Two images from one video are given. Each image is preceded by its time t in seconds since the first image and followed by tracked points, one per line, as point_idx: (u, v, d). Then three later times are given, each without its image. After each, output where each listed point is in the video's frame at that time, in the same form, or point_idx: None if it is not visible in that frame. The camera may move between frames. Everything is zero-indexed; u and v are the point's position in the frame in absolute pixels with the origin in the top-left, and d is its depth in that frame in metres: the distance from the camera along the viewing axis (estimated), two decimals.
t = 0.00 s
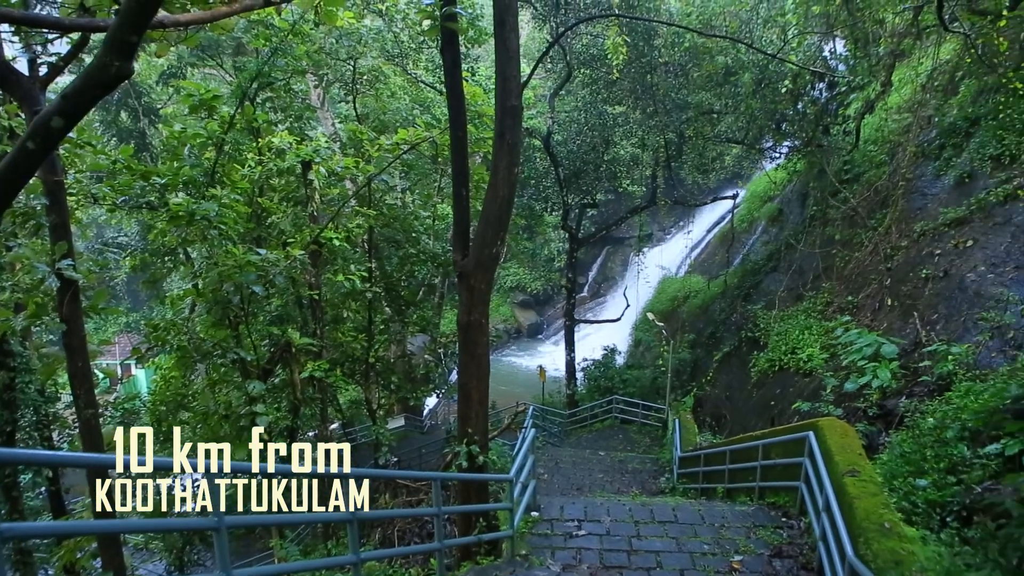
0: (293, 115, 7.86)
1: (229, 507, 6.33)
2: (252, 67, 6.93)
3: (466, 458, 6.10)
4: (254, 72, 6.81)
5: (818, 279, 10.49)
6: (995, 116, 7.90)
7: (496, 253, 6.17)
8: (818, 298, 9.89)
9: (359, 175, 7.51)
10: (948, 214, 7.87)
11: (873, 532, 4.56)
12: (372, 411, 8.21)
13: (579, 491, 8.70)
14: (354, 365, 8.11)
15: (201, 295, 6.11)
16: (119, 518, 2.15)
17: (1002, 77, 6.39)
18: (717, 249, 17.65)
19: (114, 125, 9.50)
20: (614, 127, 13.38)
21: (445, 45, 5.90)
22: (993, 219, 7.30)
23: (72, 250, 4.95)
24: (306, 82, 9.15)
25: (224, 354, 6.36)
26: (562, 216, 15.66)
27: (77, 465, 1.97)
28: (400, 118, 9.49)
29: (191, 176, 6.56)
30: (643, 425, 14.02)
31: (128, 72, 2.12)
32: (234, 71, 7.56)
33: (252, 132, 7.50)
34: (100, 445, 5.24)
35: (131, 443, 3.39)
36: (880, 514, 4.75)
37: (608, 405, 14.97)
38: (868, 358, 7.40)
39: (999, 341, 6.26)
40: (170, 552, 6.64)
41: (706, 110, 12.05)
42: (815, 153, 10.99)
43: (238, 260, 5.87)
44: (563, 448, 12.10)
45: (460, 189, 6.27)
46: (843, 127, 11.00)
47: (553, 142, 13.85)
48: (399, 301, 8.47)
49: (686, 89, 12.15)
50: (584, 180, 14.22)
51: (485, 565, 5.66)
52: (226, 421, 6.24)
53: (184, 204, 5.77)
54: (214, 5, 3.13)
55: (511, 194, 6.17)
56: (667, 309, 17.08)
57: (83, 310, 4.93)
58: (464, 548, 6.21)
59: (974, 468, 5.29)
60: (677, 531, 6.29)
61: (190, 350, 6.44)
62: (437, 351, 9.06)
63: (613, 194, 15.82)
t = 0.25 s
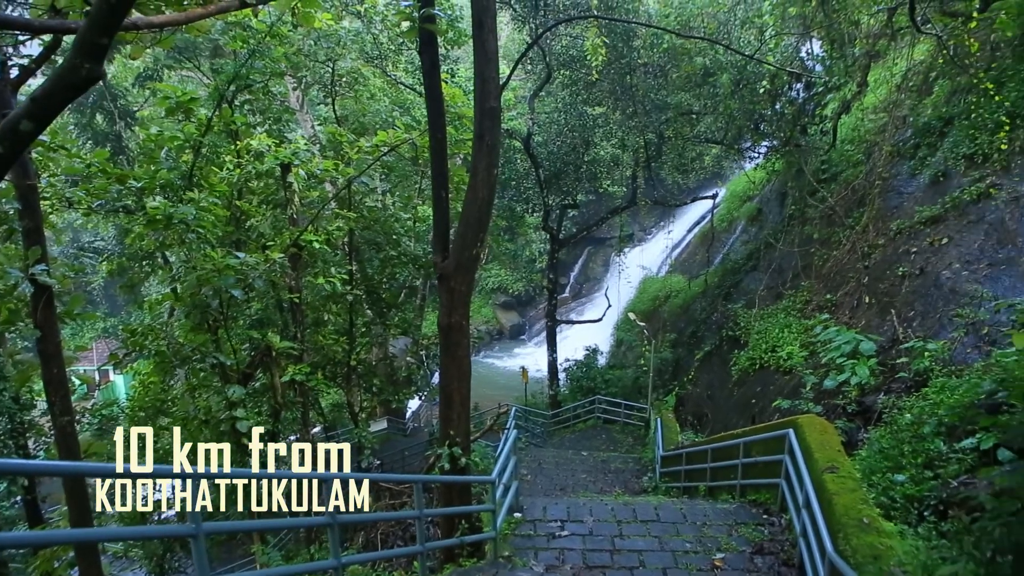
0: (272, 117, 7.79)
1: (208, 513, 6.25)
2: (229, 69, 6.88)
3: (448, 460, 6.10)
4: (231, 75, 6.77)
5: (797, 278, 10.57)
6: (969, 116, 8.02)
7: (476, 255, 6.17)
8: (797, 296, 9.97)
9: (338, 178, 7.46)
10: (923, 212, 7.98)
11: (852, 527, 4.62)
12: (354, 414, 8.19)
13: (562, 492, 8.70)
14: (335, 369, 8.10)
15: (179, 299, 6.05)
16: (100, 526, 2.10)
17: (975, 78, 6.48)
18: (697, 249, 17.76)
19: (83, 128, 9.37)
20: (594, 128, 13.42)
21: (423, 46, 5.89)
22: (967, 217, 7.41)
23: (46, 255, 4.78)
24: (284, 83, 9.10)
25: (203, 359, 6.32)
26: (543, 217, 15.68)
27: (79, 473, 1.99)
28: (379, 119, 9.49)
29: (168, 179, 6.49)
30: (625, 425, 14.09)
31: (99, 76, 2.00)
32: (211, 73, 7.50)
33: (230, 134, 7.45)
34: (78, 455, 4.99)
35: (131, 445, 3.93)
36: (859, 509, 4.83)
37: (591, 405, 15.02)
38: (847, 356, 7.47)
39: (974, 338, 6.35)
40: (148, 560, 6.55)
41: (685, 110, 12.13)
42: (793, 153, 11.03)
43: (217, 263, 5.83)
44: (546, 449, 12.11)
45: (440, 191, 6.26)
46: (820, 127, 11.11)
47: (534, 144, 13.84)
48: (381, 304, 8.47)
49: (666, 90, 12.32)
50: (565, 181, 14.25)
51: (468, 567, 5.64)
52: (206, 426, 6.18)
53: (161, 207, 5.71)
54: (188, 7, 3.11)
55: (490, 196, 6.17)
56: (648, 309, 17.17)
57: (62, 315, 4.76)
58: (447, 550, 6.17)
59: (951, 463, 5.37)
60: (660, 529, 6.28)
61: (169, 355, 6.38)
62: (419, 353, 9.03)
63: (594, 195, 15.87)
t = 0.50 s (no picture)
0: (249, 120, 7.72)
1: (184, 522, 6.16)
2: (205, 73, 6.86)
3: (428, 464, 6.07)
4: (207, 78, 6.72)
5: (774, 280, 10.65)
6: (941, 119, 8.14)
7: (455, 258, 6.16)
8: (775, 297, 10.05)
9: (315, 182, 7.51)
10: (897, 214, 8.08)
11: (830, 527, 4.67)
12: (333, 420, 8.14)
13: (542, 495, 8.69)
14: (314, 374, 8.05)
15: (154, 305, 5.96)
16: (70, 537, 2.06)
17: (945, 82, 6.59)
18: (676, 251, 17.87)
19: (52, 131, 9.24)
20: (573, 131, 13.47)
21: (400, 49, 5.85)
22: (940, 218, 7.51)
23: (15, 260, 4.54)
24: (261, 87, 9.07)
25: (179, 365, 6.26)
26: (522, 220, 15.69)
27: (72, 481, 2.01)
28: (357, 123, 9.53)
29: (143, 184, 6.43)
30: (606, 427, 14.14)
31: (66, 79, 2.03)
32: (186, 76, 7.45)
33: (206, 137, 7.38)
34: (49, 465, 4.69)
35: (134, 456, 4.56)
36: (836, 509, 4.87)
37: (571, 408, 15.05)
38: (823, 356, 7.53)
39: (946, 337, 6.43)
40: (122, 570, 6.43)
41: (663, 113, 12.20)
42: (769, 155, 11.15)
43: (193, 268, 5.78)
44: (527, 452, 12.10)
45: (418, 194, 6.25)
46: (796, 130, 11.21)
47: (513, 147, 13.87)
48: (360, 308, 8.45)
49: (644, 93, 12.38)
50: (544, 184, 14.29)
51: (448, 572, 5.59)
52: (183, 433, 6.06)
53: (136, 212, 5.64)
54: (158, 10, 3.09)
55: (468, 200, 6.16)
56: (628, 311, 17.25)
57: (34, 322, 4.43)
58: (427, 556, 6.11)
59: (925, 461, 5.44)
60: (639, 531, 6.27)
61: (145, 362, 6.30)
62: (399, 357, 8.99)
63: (573, 198, 15.91)
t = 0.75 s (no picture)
0: (226, 122, 7.66)
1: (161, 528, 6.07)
2: (180, 74, 6.82)
3: (408, 467, 6.06)
4: (182, 79, 6.66)
5: (753, 279, 10.73)
6: (915, 120, 8.26)
7: (433, 260, 6.15)
8: (754, 297, 10.13)
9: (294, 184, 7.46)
10: (873, 213, 8.18)
11: (808, 524, 4.72)
12: (313, 423, 8.09)
13: (524, 496, 8.69)
14: (294, 377, 8.00)
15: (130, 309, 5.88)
16: (44, 547, 2.04)
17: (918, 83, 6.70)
18: (656, 251, 17.96)
19: (21, 132, 9.09)
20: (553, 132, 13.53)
21: (378, 50, 5.84)
22: (915, 218, 7.62)
23: None
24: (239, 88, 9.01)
25: (156, 369, 6.19)
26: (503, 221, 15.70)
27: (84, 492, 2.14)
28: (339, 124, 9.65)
29: (118, 186, 6.35)
30: (587, 428, 14.18)
31: (32, 79, 1.98)
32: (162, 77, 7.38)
33: (183, 139, 7.30)
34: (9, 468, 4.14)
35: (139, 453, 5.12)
36: (814, 506, 4.93)
37: (553, 409, 15.09)
38: (801, 355, 7.60)
39: (921, 335, 6.51)
40: None
41: (642, 114, 12.27)
42: (747, 156, 11.24)
43: (169, 272, 5.73)
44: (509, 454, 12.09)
45: (396, 196, 6.24)
46: (773, 130, 11.22)
47: (493, 148, 13.89)
48: (340, 311, 8.42)
49: (623, 94, 12.42)
50: (524, 185, 14.32)
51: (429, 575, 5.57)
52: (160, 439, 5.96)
53: (110, 214, 5.57)
54: (131, 10, 3.07)
55: (447, 202, 6.15)
56: (609, 312, 17.31)
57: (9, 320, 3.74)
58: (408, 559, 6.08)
59: (901, 458, 5.51)
60: (620, 531, 6.27)
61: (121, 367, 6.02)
62: (380, 360, 8.89)
63: (553, 199, 15.95)
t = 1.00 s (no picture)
0: (205, 122, 7.63)
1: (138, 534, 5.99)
2: (158, 74, 6.76)
3: (389, 469, 6.03)
4: (160, 79, 6.60)
5: (733, 280, 10.80)
6: (891, 122, 8.38)
7: (414, 261, 6.14)
8: (734, 297, 10.19)
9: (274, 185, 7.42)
10: (852, 214, 8.28)
11: (786, 523, 4.77)
12: (293, 426, 8.04)
13: (506, 498, 8.69)
14: (275, 380, 7.95)
15: (106, 312, 5.81)
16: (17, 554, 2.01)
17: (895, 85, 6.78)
18: (637, 252, 18.06)
19: None
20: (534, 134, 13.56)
21: (357, 51, 5.82)
22: (892, 219, 7.73)
23: None
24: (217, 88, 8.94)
25: (135, 372, 6.12)
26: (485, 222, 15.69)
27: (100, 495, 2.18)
28: (318, 125, 9.55)
29: (94, 187, 6.26)
30: (569, 429, 14.21)
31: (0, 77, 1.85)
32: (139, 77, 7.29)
33: (161, 139, 7.22)
34: None
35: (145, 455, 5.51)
36: (793, 504, 4.99)
37: (535, 410, 15.10)
38: (781, 354, 7.66)
39: (898, 334, 6.58)
40: None
41: (623, 115, 12.32)
42: (727, 157, 11.31)
43: (147, 274, 5.67)
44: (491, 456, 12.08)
45: (376, 197, 6.23)
46: (753, 131, 11.51)
47: (474, 149, 13.89)
48: (321, 312, 8.36)
49: (604, 95, 12.48)
50: (506, 186, 14.33)
51: None
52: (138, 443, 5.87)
53: (87, 215, 5.49)
54: (106, 10, 2.98)
55: (427, 203, 6.15)
56: (590, 312, 17.37)
57: None
58: (390, 562, 6.05)
59: (879, 456, 5.57)
60: (602, 532, 6.26)
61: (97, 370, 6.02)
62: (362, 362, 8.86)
63: (535, 200, 15.97)
